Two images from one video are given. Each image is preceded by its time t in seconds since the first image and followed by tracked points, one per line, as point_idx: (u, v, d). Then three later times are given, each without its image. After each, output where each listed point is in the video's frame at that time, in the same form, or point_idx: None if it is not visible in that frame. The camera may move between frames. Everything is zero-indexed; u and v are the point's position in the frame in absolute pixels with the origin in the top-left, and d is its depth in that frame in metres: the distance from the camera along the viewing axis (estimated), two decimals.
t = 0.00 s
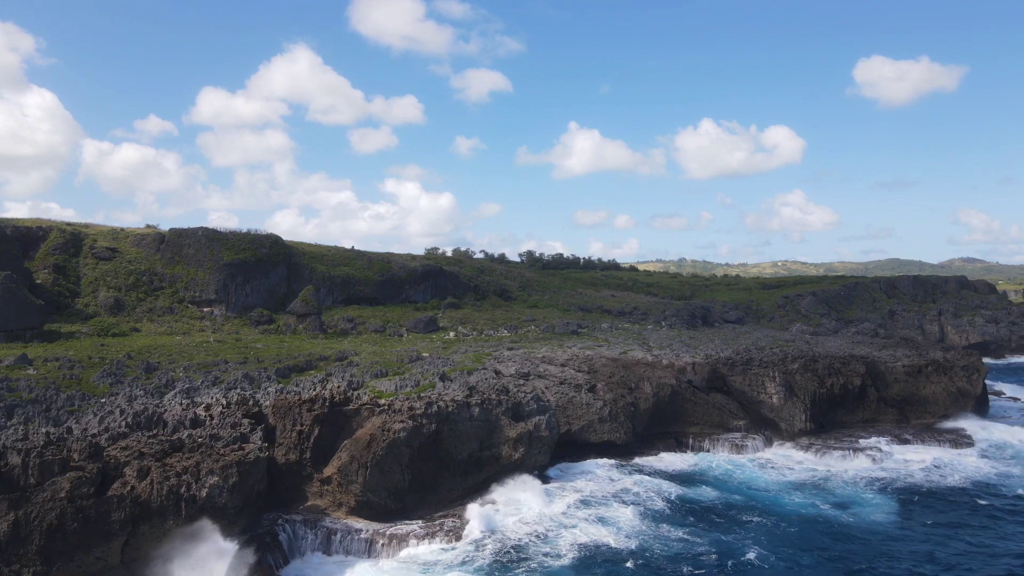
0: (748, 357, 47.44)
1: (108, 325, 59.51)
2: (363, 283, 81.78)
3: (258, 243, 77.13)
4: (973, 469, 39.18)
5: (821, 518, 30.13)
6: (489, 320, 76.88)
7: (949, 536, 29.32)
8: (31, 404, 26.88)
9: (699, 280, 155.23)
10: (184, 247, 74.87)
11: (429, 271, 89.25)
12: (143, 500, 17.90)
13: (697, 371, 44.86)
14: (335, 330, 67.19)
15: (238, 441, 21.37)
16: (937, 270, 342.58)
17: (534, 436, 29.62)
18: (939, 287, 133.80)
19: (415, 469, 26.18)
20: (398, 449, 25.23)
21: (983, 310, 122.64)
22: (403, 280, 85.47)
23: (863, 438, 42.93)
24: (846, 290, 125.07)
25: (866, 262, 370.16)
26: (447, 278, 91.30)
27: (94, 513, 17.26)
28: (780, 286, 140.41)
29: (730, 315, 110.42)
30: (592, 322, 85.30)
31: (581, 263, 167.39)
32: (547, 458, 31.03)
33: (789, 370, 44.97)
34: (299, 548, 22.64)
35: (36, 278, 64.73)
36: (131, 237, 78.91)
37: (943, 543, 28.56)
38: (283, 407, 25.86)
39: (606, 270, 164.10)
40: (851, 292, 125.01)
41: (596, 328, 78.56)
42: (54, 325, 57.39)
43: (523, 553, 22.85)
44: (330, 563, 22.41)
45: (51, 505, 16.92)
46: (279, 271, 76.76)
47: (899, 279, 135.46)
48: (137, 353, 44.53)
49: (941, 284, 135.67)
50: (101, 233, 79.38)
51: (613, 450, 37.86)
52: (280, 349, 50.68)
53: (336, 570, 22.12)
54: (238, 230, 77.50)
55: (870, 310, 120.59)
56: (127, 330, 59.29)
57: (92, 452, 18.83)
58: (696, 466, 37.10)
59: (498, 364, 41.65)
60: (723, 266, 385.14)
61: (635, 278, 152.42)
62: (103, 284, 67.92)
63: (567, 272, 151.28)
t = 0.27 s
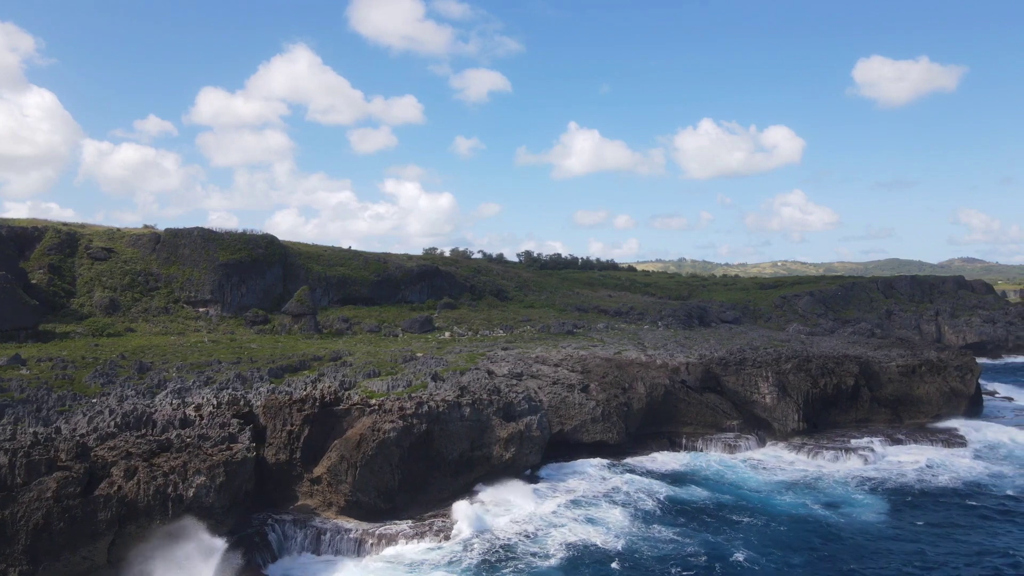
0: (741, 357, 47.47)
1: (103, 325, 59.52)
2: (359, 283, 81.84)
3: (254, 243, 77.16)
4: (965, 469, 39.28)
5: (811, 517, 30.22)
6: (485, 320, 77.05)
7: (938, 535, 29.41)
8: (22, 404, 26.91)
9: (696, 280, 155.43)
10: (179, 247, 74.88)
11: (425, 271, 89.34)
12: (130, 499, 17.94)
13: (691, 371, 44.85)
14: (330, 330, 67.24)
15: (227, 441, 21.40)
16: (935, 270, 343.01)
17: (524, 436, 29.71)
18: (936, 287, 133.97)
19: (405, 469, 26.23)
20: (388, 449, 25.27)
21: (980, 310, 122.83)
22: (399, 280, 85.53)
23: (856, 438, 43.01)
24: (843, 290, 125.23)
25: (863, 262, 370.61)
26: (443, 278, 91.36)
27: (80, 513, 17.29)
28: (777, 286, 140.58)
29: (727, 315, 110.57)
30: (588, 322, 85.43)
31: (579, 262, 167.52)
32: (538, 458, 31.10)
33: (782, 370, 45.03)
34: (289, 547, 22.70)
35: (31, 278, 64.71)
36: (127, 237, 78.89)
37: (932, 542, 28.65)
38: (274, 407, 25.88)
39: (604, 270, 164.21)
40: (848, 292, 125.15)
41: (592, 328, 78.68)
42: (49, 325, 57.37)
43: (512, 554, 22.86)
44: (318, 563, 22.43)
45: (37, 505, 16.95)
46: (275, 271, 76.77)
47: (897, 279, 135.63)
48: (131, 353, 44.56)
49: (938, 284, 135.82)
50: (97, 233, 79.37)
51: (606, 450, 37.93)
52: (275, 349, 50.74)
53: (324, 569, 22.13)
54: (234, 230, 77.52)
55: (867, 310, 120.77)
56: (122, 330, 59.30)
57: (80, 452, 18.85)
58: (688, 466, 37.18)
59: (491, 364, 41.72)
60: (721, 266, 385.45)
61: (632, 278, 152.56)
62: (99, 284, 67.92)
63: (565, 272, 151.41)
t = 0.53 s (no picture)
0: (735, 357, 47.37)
1: (98, 325, 59.49)
2: (355, 283, 81.89)
3: (250, 243, 77.18)
4: (957, 469, 39.36)
5: (802, 517, 30.28)
6: (480, 320, 77.27)
7: (929, 533, 29.46)
8: (13, 404, 26.94)
9: (693, 280, 155.61)
10: (175, 247, 74.88)
11: (421, 271, 89.40)
12: (116, 499, 17.97)
13: (685, 370, 44.60)
14: (326, 330, 67.29)
15: (215, 441, 21.42)
16: (933, 270, 343.35)
17: (516, 436, 29.77)
18: (934, 287, 134.15)
19: (395, 469, 26.26)
20: (378, 449, 25.30)
21: (977, 310, 123.03)
22: (395, 280, 85.61)
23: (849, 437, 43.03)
24: (841, 290, 125.40)
25: (862, 262, 370.95)
26: (439, 278, 91.40)
27: (66, 512, 17.31)
28: (775, 286, 140.77)
29: (724, 316, 110.72)
30: (583, 322, 85.53)
31: (577, 263, 167.63)
32: (529, 457, 31.17)
33: (775, 370, 45.04)
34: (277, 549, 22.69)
35: (26, 277, 64.69)
36: (122, 237, 78.86)
37: (922, 539, 28.71)
38: (264, 407, 25.89)
39: (601, 270, 164.33)
40: (846, 292, 125.30)
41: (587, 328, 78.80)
42: (44, 325, 57.31)
43: (499, 553, 22.87)
44: (307, 562, 22.44)
45: (24, 504, 17.00)
46: (270, 271, 76.75)
47: (894, 279, 135.79)
48: (124, 353, 44.58)
49: (936, 284, 135.99)
50: (93, 233, 79.32)
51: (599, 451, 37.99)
52: (269, 349, 50.79)
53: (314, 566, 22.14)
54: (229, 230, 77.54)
55: (864, 310, 120.94)
56: (117, 330, 59.28)
57: (67, 452, 18.88)
58: (681, 466, 37.26)
59: (485, 364, 41.74)
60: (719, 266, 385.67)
61: (630, 278, 152.67)
62: (94, 284, 67.90)
63: (563, 272, 151.53)
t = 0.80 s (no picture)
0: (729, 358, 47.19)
1: (94, 325, 59.52)
2: (351, 283, 82.00)
3: (246, 243, 77.24)
4: (949, 469, 39.49)
5: (793, 516, 30.33)
6: (476, 320, 77.59)
7: (919, 531, 29.53)
8: (5, 404, 26.99)
9: (692, 280, 155.73)
10: (171, 247, 74.93)
11: (418, 271, 89.48)
12: (104, 499, 18.02)
13: (679, 370, 44.48)
14: (322, 330, 67.37)
15: (204, 441, 21.46)
16: (932, 270, 343.62)
17: (507, 436, 29.87)
18: (932, 287, 134.31)
19: (386, 469, 26.32)
20: (368, 449, 25.35)
21: (975, 310, 123.20)
22: (392, 280, 85.70)
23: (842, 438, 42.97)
24: (838, 290, 125.53)
25: (860, 262, 371.39)
26: (436, 278, 91.50)
27: (53, 512, 17.36)
28: (773, 286, 140.92)
29: (721, 316, 110.86)
30: (580, 322, 85.69)
31: (575, 263, 167.76)
32: (521, 457, 31.23)
33: (769, 370, 44.93)
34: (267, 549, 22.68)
35: (22, 278, 64.73)
36: (119, 237, 78.91)
37: (913, 537, 28.79)
38: (255, 407, 25.93)
39: (600, 270, 164.43)
40: (844, 292, 125.43)
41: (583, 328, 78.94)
42: (39, 325, 57.34)
43: (488, 554, 22.92)
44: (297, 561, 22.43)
45: (11, 504, 17.03)
46: (266, 271, 76.79)
47: (892, 279, 135.91)
48: (119, 353, 44.65)
49: (934, 284, 136.11)
50: (89, 233, 79.36)
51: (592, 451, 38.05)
52: (264, 349, 50.89)
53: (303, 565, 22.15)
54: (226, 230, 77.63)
55: (862, 310, 121.10)
56: (113, 330, 59.31)
57: (55, 452, 18.92)
58: (673, 466, 37.31)
59: (478, 365, 41.78)
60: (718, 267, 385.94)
61: (628, 278, 152.80)
62: (90, 284, 67.95)
63: (561, 272, 151.71)
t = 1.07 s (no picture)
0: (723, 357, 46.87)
1: (89, 325, 59.49)
2: (348, 283, 82.06)
3: (242, 243, 77.26)
4: (941, 469, 39.56)
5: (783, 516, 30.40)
6: (472, 320, 77.94)
7: (909, 530, 29.60)
8: None
9: (690, 280, 155.85)
10: (167, 247, 74.96)
11: (415, 271, 89.57)
12: (91, 498, 18.05)
13: (674, 370, 43.93)
14: (317, 330, 67.43)
15: (193, 440, 21.49)
16: (930, 271, 343.83)
17: (499, 436, 29.95)
18: (930, 287, 134.41)
19: (376, 469, 26.38)
20: (359, 449, 25.41)
21: (973, 311, 123.30)
22: (388, 280, 85.76)
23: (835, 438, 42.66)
24: (836, 290, 125.62)
25: (859, 262, 371.61)
26: (433, 278, 91.56)
27: (40, 512, 17.39)
28: (770, 286, 141.03)
29: (718, 316, 110.96)
30: (576, 322, 85.82)
31: (574, 263, 167.82)
32: (512, 457, 31.30)
33: (762, 370, 44.82)
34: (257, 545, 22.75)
35: (18, 277, 64.71)
36: (115, 237, 78.88)
37: (900, 534, 28.97)
38: (245, 407, 25.95)
39: (598, 270, 164.46)
40: (841, 292, 125.54)
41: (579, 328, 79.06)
42: (35, 325, 57.31)
43: (477, 554, 22.97)
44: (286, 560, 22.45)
45: None
46: (262, 271, 76.79)
47: (890, 279, 135.97)
48: (113, 353, 44.66)
49: (932, 284, 136.20)
50: (85, 233, 79.33)
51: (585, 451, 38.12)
52: (259, 349, 50.97)
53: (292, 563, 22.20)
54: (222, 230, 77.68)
55: (860, 310, 121.20)
56: (108, 330, 59.28)
57: (42, 451, 18.94)
58: (666, 466, 37.32)
59: (471, 364, 41.85)
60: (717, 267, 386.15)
61: (625, 278, 152.87)
62: (86, 284, 67.93)
63: (559, 272, 151.84)
